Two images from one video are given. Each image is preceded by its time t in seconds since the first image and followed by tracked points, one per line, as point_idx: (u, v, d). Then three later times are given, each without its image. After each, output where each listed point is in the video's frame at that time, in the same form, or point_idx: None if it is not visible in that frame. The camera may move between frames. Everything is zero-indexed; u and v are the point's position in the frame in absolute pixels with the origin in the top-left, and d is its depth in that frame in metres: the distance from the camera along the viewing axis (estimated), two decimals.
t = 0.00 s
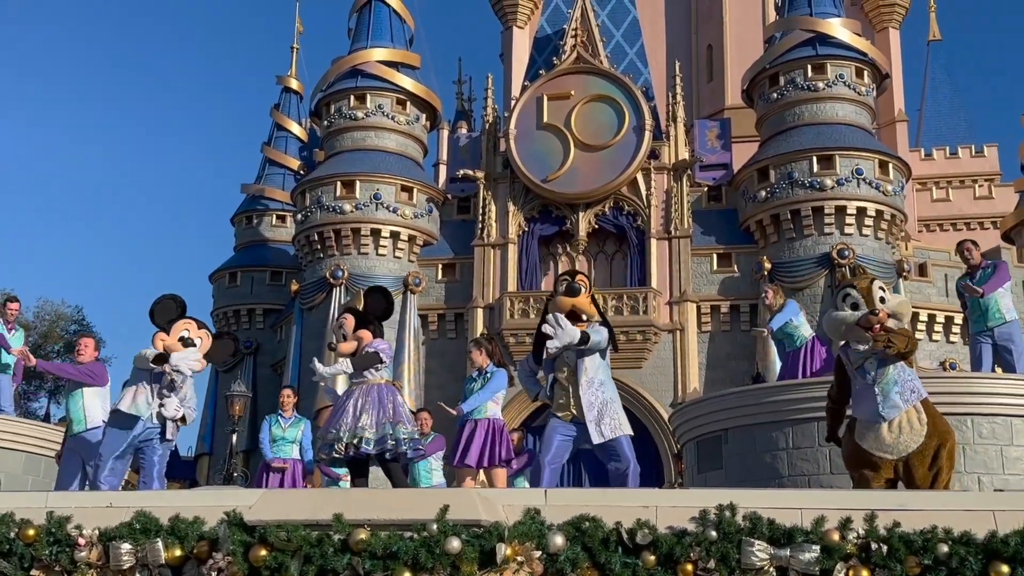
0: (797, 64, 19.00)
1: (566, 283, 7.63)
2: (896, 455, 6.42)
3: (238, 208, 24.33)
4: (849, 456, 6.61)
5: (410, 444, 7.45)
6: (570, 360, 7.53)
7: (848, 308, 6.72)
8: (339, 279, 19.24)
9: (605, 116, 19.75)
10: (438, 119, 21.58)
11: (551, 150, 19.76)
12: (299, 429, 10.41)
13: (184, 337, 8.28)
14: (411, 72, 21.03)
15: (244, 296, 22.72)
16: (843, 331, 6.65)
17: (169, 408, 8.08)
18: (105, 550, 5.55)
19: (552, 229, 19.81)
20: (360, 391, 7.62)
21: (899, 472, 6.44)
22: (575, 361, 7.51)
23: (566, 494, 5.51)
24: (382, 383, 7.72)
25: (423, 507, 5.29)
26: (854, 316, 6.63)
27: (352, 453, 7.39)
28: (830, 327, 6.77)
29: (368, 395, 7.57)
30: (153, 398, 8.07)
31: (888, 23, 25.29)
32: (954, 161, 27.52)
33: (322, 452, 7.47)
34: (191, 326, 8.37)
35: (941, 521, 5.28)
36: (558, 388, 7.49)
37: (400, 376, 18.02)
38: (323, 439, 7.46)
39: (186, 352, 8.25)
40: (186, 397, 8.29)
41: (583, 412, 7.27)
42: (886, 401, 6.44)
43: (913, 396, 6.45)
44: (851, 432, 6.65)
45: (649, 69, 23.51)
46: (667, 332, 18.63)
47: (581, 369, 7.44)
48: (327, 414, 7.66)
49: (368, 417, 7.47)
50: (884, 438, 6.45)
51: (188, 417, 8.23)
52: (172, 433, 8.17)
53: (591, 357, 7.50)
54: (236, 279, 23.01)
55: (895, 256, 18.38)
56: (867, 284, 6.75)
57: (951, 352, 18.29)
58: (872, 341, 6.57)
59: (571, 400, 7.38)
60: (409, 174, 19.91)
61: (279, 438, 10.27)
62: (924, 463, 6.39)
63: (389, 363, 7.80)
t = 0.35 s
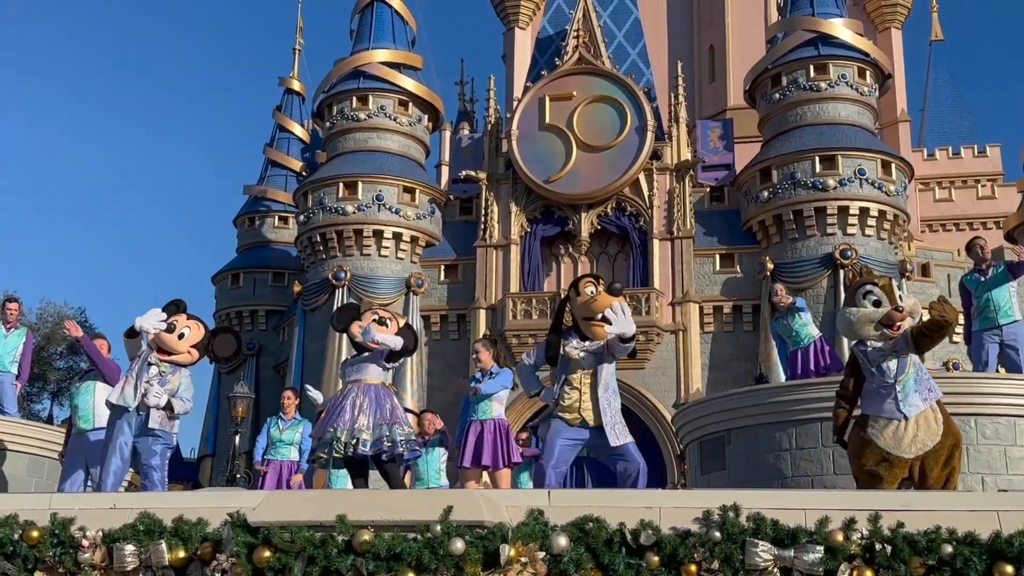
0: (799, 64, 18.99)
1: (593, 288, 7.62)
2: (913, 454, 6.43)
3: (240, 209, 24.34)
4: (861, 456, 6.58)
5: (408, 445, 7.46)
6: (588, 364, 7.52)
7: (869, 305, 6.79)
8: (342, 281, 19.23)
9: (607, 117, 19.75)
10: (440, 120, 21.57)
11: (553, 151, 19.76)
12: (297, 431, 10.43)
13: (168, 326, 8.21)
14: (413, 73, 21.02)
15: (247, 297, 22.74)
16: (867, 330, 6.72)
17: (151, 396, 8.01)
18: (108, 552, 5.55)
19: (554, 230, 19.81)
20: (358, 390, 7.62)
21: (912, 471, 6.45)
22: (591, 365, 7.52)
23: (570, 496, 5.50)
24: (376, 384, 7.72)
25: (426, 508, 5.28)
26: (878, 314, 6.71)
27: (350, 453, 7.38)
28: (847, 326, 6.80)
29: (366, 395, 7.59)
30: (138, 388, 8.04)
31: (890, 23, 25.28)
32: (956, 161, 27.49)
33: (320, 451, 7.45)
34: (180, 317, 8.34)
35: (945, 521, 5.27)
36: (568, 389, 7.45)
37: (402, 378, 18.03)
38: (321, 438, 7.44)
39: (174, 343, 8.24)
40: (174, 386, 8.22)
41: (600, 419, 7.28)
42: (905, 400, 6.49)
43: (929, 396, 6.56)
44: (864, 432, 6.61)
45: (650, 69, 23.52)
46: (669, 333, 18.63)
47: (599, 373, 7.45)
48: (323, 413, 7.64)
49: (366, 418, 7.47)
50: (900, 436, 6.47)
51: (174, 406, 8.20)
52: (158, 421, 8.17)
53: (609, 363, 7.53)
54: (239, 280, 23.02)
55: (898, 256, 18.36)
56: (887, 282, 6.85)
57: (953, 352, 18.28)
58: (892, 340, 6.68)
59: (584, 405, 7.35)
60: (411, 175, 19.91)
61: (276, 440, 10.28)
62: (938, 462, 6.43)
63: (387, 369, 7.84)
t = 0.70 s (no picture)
0: (794, 64, 19.01)
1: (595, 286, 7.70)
2: (917, 451, 6.41)
3: (235, 208, 24.31)
4: (863, 453, 6.51)
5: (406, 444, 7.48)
6: (592, 361, 7.58)
7: (881, 301, 6.89)
8: (336, 280, 19.22)
9: (602, 116, 19.76)
10: (434, 119, 21.56)
11: (547, 150, 19.78)
12: (285, 430, 10.31)
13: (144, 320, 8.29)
14: (408, 72, 21.00)
15: (241, 297, 22.71)
16: (877, 327, 6.82)
17: (128, 387, 7.95)
18: (102, 552, 5.54)
19: (549, 229, 19.82)
20: (358, 388, 7.59)
21: (913, 471, 6.42)
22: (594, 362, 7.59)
23: (564, 495, 5.49)
24: (371, 381, 7.69)
25: (421, 507, 5.28)
26: (890, 311, 6.84)
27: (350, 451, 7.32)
28: (857, 320, 6.88)
29: (365, 393, 7.56)
30: (118, 385, 8.06)
31: (884, 23, 25.30)
32: (950, 160, 27.52)
33: (319, 446, 7.36)
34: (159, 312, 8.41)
35: (938, 520, 5.27)
36: (571, 384, 7.39)
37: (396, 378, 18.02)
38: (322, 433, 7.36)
39: (152, 334, 8.25)
40: (157, 378, 8.12)
41: (607, 417, 7.30)
42: (914, 395, 6.52)
43: (933, 393, 6.61)
44: (870, 428, 6.56)
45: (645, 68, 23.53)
46: (664, 332, 18.64)
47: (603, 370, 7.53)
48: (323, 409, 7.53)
49: (365, 415, 7.43)
50: (904, 432, 6.46)
51: (152, 397, 7.98)
52: (137, 413, 7.97)
53: (609, 362, 7.66)
54: (233, 280, 23.00)
55: (892, 255, 18.38)
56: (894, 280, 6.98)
57: (947, 351, 18.31)
58: (900, 337, 6.79)
59: (587, 403, 7.32)
60: (406, 174, 19.90)
61: (264, 440, 10.27)
62: (939, 461, 6.43)
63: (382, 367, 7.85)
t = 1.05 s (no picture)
0: (774, 63, 19.09)
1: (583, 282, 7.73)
2: (903, 449, 6.35)
3: (214, 205, 24.20)
4: (850, 445, 6.32)
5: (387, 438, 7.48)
6: (581, 353, 7.59)
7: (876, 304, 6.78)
8: (317, 277, 19.18)
9: (583, 113, 19.78)
10: (415, 116, 21.51)
11: (529, 148, 19.79)
12: (264, 429, 10.27)
13: (113, 315, 8.30)
14: (389, 68, 20.94)
15: (221, 294, 22.63)
16: (867, 326, 6.72)
17: (96, 378, 7.90)
18: (81, 550, 5.51)
19: (530, 227, 19.84)
20: (340, 383, 7.57)
21: (901, 469, 6.33)
22: (583, 353, 7.60)
23: (545, 492, 5.49)
24: (353, 377, 7.67)
25: (402, 505, 5.25)
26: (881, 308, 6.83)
27: (332, 448, 7.33)
28: (848, 316, 6.76)
29: (347, 388, 7.54)
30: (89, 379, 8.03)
31: (863, 22, 25.43)
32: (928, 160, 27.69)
33: (303, 444, 7.36)
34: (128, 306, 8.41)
35: (916, 517, 5.30)
36: (560, 376, 7.36)
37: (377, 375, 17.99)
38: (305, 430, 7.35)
39: (120, 328, 8.26)
40: (128, 370, 8.09)
41: (597, 412, 7.31)
42: (901, 394, 6.51)
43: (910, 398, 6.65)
44: (863, 423, 6.38)
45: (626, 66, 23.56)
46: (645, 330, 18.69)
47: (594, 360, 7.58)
48: (306, 406, 7.51)
49: (347, 410, 7.42)
50: (893, 429, 6.39)
51: (120, 387, 7.90)
52: (106, 405, 7.90)
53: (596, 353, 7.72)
54: (212, 277, 22.90)
55: (871, 253, 18.50)
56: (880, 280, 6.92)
57: (925, 349, 18.43)
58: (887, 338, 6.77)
59: (577, 397, 7.29)
60: (387, 171, 19.86)
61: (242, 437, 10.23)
62: (921, 464, 6.35)
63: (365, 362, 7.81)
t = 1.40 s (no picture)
0: (738, 61, 19.20)
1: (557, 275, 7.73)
2: (872, 438, 6.31)
3: (177, 198, 23.98)
4: (821, 433, 6.23)
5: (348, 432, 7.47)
6: (553, 345, 7.55)
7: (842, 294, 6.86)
8: (281, 271, 19.06)
9: (549, 109, 19.79)
10: (381, 110, 21.43)
11: (495, 144, 19.80)
12: (225, 424, 10.20)
13: (62, 308, 8.24)
14: (354, 62, 20.83)
15: (183, 288, 22.44)
16: (836, 314, 6.81)
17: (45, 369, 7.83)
18: (37, 547, 5.44)
19: (496, 222, 19.86)
20: (303, 377, 7.55)
21: (869, 461, 6.27)
22: (555, 344, 7.57)
23: (508, 487, 5.46)
24: (316, 370, 7.65)
25: (364, 501, 5.18)
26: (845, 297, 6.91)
27: (294, 441, 7.30)
28: (818, 306, 6.84)
29: (311, 382, 7.52)
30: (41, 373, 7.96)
31: (826, 22, 25.65)
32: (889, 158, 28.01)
33: (266, 437, 7.32)
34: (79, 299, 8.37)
35: (875, 510, 5.24)
36: (532, 368, 7.32)
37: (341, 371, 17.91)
38: (268, 423, 7.31)
39: (71, 321, 8.19)
40: (79, 361, 7.99)
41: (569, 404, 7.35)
42: (870, 386, 6.55)
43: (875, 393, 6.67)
44: (840, 410, 6.33)
45: (592, 63, 23.60)
46: (610, 326, 18.74)
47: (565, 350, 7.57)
48: (269, 399, 7.46)
49: (310, 403, 7.39)
50: (865, 416, 6.38)
51: (68, 377, 7.81)
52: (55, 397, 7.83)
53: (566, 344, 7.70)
54: (174, 271, 22.71)
55: (832, 251, 18.69)
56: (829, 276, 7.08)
57: (886, 345, 18.62)
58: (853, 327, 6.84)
59: (549, 388, 7.26)
60: (352, 165, 19.77)
61: (203, 433, 10.16)
62: (885, 456, 6.33)
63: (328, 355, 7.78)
